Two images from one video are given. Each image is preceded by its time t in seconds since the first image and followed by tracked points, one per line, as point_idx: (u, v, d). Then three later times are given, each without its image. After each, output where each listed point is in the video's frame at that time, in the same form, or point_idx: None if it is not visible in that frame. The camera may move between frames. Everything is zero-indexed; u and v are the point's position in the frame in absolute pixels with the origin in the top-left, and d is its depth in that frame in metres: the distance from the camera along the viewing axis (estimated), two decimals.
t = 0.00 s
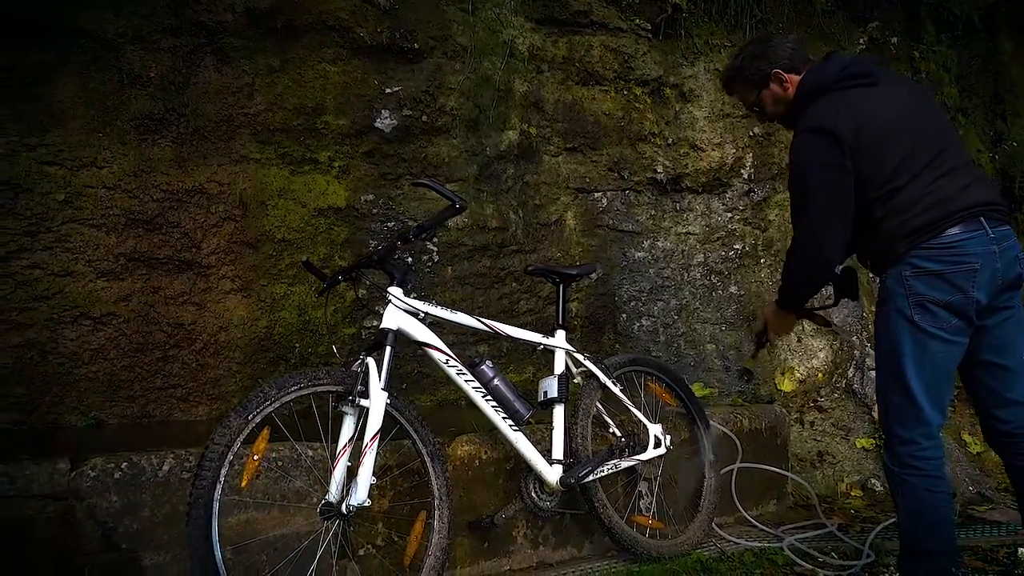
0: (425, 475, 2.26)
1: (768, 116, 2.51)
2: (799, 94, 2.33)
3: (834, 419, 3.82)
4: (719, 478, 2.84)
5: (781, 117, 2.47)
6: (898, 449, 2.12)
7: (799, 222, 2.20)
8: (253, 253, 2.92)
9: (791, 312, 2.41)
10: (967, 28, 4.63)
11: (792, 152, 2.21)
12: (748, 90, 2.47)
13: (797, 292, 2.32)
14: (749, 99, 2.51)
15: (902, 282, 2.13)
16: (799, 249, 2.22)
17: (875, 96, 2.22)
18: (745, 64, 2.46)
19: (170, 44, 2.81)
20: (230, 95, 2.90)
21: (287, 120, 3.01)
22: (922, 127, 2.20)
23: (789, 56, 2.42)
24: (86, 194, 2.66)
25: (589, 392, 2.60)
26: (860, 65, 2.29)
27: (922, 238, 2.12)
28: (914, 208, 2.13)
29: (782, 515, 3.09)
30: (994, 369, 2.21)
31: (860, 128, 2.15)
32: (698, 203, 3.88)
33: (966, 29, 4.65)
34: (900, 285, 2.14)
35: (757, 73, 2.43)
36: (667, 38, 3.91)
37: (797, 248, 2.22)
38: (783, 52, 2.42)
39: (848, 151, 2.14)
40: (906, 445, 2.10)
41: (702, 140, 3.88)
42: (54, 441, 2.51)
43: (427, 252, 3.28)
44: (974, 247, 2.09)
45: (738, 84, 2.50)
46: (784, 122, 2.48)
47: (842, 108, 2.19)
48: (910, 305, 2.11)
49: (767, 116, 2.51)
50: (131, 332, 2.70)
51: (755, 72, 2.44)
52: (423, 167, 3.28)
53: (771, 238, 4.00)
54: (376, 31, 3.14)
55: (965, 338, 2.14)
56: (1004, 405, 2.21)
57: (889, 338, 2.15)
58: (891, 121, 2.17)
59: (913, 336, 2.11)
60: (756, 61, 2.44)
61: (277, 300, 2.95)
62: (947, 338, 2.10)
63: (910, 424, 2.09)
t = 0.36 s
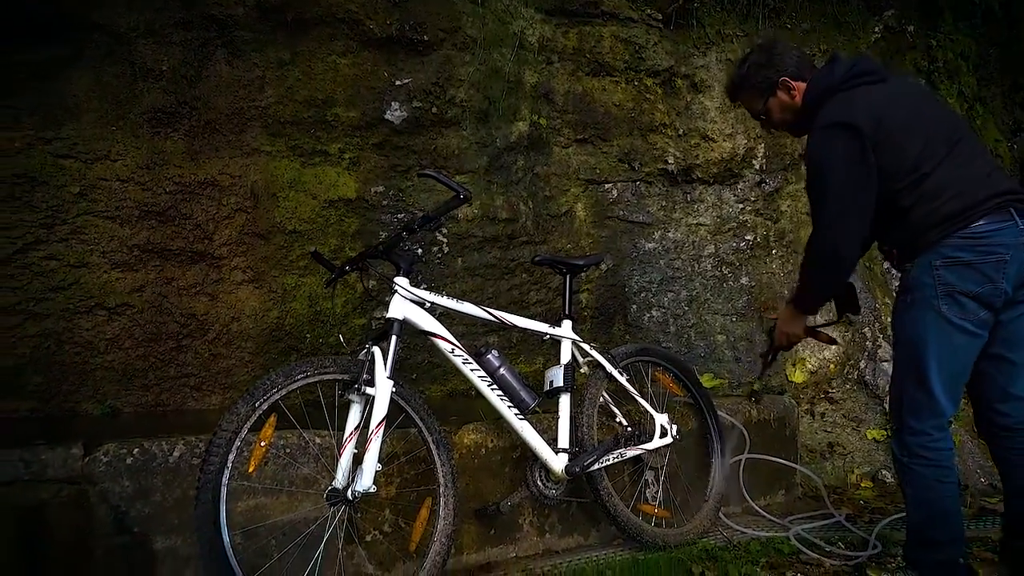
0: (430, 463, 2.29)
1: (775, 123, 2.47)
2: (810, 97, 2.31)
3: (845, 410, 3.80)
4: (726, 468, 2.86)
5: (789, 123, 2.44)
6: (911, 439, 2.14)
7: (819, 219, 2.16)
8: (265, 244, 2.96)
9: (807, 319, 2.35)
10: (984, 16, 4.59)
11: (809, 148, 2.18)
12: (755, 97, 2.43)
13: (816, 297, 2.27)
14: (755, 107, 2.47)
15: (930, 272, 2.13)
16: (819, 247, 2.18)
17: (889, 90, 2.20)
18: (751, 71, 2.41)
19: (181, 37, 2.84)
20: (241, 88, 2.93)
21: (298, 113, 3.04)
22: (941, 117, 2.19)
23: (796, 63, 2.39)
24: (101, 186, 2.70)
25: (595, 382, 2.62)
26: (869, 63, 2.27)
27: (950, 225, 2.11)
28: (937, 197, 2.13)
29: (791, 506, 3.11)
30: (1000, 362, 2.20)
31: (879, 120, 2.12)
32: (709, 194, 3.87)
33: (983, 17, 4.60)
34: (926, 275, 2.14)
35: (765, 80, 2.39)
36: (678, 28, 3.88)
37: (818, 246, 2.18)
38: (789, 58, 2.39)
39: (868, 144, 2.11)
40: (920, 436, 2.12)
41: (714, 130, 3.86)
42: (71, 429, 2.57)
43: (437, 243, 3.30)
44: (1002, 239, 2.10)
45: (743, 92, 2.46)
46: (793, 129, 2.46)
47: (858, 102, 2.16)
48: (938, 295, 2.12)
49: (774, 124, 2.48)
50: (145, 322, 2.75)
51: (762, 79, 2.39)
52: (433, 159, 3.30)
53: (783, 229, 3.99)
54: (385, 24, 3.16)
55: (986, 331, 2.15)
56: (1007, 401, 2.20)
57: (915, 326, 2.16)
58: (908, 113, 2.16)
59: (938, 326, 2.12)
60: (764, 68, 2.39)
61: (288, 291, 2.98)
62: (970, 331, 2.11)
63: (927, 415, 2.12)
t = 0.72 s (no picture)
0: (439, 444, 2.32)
1: (816, 116, 2.45)
2: (857, 83, 2.29)
3: (855, 391, 3.79)
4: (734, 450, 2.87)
5: (829, 118, 2.42)
6: (955, 418, 2.19)
7: (895, 195, 2.08)
8: (275, 227, 2.98)
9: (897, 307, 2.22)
10: None
11: (874, 127, 2.14)
12: (797, 88, 2.41)
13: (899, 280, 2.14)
14: (796, 100, 2.44)
15: (997, 251, 2.18)
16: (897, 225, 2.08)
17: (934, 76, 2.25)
18: (793, 64, 2.40)
19: (190, 20, 2.83)
20: (250, 71, 2.93)
21: (307, 95, 3.04)
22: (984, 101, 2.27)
23: (839, 58, 2.38)
24: (113, 169, 2.73)
25: (603, 363, 2.64)
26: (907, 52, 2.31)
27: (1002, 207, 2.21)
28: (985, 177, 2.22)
29: (799, 487, 3.13)
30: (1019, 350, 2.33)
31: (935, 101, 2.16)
32: (720, 174, 3.84)
33: None
34: (995, 254, 2.18)
35: (809, 73, 2.37)
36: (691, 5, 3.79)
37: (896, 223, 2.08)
38: (830, 52, 2.38)
39: (931, 122, 2.12)
40: (964, 416, 2.17)
41: (726, 110, 3.82)
42: (87, 409, 2.62)
43: (447, 225, 3.30)
44: None
45: (785, 86, 2.43)
46: (832, 124, 2.43)
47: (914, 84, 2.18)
48: (1004, 274, 2.17)
49: (815, 118, 2.45)
50: (158, 304, 2.78)
51: (808, 71, 2.37)
52: (443, 140, 3.30)
53: (795, 210, 3.96)
54: (394, 4, 3.13)
55: None
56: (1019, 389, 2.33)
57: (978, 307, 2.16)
58: (957, 96, 2.21)
59: (1002, 305, 2.17)
60: (808, 61, 2.38)
61: (299, 273, 3.01)
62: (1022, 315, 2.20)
63: (973, 396, 2.16)
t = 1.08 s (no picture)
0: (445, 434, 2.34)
1: (845, 137, 2.45)
2: (885, 104, 2.29)
3: (863, 379, 3.78)
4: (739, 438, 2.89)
5: (858, 138, 2.42)
6: (986, 413, 2.26)
7: (900, 219, 2.14)
8: (283, 216, 2.99)
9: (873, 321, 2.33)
10: None
11: (896, 148, 2.17)
12: (827, 109, 2.42)
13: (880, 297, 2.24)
14: (828, 120, 2.45)
15: None
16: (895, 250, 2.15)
17: (966, 97, 2.23)
18: (824, 84, 2.42)
19: (197, 9, 2.83)
20: (256, 60, 2.93)
21: (314, 83, 3.04)
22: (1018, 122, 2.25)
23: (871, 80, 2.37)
24: (122, 159, 2.74)
25: (609, 352, 2.65)
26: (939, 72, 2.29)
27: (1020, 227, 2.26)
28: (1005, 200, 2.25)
29: (804, 475, 3.14)
30: None
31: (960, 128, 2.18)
32: (729, 162, 3.83)
33: None
34: None
35: (839, 94, 2.38)
36: None
37: (895, 246, 2.15)
38: (863, 73, 2.39)
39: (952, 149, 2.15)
40: (996, 411, 2.25)
41: (734, 96, 3.80)
42: (99, 397, 2.66)
43: (454, 214, 3.31)
44: None
45: (817, 104, 2.44)
46: (859, 143, 2.43)
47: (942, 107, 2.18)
48: None
49: (842, 137, 2.45)
50: (167, 293, 2.80)
51: (841, 90, 2.37)
52: (450, 128, 3.29)
53: (804, 197, 3.94)
54: None
55: None
56: None
57: (1007, 303, 2.25)
58: (986, 118, 2.21)
59: None
60: (838, 81, 2.39)
61: (307, 262, 3.03)
62: None
63: (1002, 391, 2.25)
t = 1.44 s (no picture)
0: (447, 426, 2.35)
1: (831, 159, 2.39)
2: (874, 127, 2.23)
3: (866, 370, 3.77)
4: (741, 430, 2.90)
5: (846, 159, 2.37)
6: (993, 411, 2.26)
7: (888, 239, 2.11)
8: (285, 207, 3.00)
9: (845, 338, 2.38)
10: None
11: (885, 168, 2.14)
12: (813, 134, 2.34)
13: (860, 317, 2.23)
14: (813, 144, 2.38)
15: None
16: (882, 269, 2.13)
17: (957, 109, 2.20)
18: (809, 108, 2.33)
19: None
20: (258, 51, 2.92)
21: (316, 74, 3.03)
22: (1012, 128, 2.22)
23: (857, 98, 2.30)
24: (124, 152, 2.74)
25: (611, 344, 2.66)
26: (927, 84, 2.25)
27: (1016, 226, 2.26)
28: (999, 203, 2.25)
29: (806, 466, 3.14)
30: None
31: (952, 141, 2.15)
32: (732, 152, 3.81)
33: None
34: None
35: (825, 117, 2.30)
36: None
37: (881, 266, 2.13)
38: (848, 92, 2.31)
39: (943, 166, 2.12)
40: (1002, 409, 2.25)
41: (738, 86, 3.78)
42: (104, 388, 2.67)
43: (457, 205, 3.31)
44: None
45: (800, 127, 2.36)
46: (848, 162, 2.37)
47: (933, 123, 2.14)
48: None
49: (828, 159, 2.39)
50: (170, 285, 2.81)
51: (826, 113, 2.30)
52: (453, 119, 3.29)
53: (809, 188, 3.92)
54: None
55: None
56: None
57: (1017, 301, 2.24)
58: (978, 129, 2.18)
59: None
60: (823, 103, 2.31)
61: (310, 253, 3.03)
62: None
63: (1008, 389, 2.26)
